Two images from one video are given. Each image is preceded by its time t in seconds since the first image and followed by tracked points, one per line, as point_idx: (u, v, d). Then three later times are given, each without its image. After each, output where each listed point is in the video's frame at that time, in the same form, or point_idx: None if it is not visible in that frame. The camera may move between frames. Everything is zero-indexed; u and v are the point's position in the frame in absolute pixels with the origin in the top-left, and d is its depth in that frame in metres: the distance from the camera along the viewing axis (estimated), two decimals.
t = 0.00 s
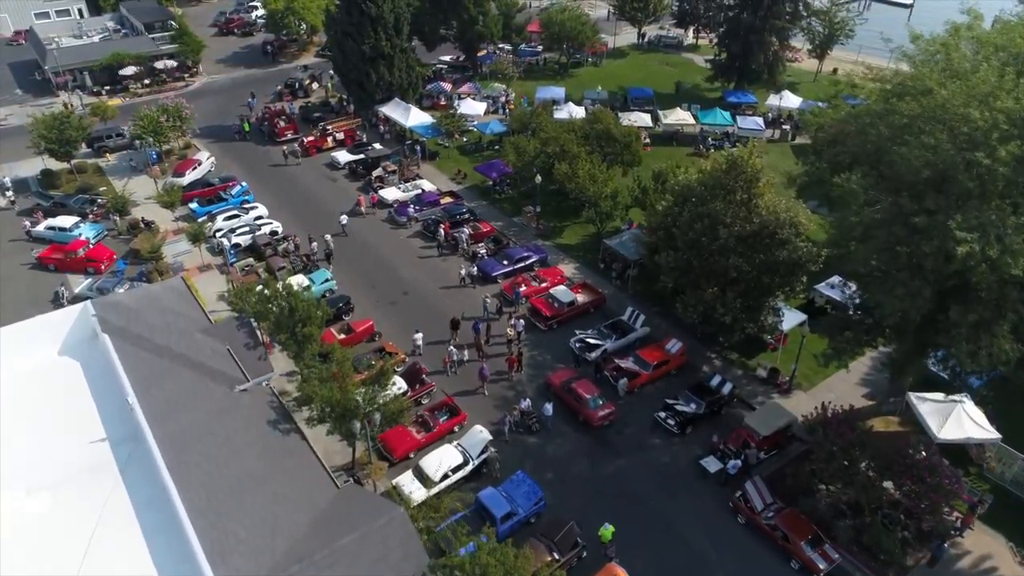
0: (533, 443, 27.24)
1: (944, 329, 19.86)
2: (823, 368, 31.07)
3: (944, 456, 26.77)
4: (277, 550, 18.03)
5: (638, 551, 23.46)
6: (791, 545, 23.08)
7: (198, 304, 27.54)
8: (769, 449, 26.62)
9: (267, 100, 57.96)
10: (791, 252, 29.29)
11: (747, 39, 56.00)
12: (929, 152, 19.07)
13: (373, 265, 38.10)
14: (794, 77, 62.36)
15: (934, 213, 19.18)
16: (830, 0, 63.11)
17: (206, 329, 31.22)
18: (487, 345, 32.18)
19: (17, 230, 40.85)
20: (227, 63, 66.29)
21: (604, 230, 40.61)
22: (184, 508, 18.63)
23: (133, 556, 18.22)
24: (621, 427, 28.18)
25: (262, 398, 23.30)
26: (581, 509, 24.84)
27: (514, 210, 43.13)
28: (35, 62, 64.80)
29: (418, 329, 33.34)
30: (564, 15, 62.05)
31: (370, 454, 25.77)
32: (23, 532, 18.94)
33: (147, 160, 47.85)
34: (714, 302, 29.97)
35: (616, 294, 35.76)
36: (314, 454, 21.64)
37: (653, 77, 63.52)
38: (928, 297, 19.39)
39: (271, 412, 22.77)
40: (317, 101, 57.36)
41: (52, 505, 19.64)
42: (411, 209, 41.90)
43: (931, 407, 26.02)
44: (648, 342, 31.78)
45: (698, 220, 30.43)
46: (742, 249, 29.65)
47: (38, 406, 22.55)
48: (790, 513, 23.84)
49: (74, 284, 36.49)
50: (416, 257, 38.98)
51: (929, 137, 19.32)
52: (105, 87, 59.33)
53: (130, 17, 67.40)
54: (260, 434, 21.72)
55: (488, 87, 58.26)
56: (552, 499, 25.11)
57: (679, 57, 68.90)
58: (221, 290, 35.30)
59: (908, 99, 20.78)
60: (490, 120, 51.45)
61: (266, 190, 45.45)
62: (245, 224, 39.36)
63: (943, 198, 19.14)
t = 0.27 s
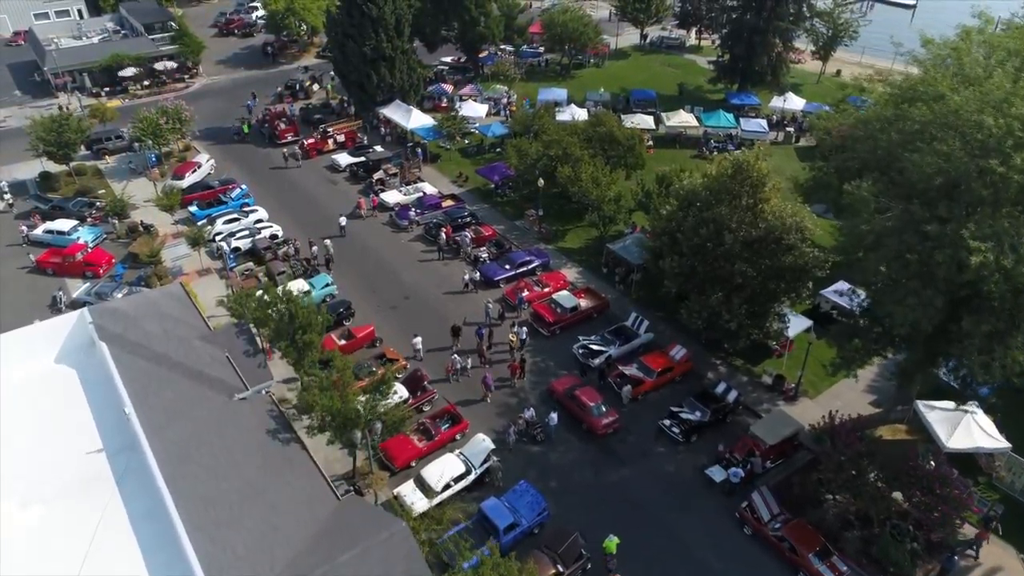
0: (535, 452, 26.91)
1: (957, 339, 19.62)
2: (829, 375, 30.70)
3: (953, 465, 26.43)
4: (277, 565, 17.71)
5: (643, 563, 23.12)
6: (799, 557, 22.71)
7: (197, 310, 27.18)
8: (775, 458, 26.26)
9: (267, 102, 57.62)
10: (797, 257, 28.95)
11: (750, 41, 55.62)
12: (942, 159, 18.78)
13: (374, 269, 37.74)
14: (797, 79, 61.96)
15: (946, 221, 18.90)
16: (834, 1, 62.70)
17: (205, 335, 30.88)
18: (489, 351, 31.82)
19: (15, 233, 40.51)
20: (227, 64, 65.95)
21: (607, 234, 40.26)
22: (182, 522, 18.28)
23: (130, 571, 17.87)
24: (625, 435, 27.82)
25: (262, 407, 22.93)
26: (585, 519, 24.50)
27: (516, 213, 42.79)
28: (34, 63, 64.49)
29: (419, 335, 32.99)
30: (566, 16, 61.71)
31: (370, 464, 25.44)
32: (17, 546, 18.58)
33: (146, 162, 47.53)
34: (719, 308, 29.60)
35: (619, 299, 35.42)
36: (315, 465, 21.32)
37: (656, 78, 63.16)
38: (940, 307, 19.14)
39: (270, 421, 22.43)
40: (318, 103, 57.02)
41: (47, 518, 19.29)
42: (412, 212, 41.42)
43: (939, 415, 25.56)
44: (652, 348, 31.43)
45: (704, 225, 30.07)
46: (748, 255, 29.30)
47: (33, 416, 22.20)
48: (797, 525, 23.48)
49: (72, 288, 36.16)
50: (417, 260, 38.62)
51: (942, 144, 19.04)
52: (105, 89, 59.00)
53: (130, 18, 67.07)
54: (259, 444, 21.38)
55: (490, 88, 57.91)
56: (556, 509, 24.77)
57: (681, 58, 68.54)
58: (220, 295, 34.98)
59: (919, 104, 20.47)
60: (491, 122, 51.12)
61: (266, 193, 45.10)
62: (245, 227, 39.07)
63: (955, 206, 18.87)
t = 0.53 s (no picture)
0: (538, 461, 26.54)
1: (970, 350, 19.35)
2: (836, 382, 30.34)
3: (961, 475, 26.06)
4: None
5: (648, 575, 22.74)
6: (807, 569, 22.37)
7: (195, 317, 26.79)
8: (782, 468, 25.89)
9: (267, 104, 57.27)
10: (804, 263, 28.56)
11: (753, 42, 55.22)
12: (955, 167, 18.43)
13: (375, 273, 37.35)
14: (800, 80, 61.55)
15: (959, 230, 18.61)
16: (837, 3, 62.28)
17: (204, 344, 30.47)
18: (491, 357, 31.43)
19: (12, 236, 40.13)
20: (227, 65, 65.59)
21: (610, 238, 39.88)
22: (179, 537, 17.91)
23: None
24: (629, 444, 27.45)
25: (261, 416, 22.56)
26: (589, 530, 24.11)
27: (518, 217, 42.42)
28: (33, 64, 64.14)
29: (421, 341, 32.61)
30: (568, 17, 61.35)
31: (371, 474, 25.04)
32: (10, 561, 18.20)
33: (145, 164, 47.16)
34: (725, 314, 29.19)
35: (623, 304, 35.05)
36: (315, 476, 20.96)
37: (658, 80, 62.80)
38: (953, 318, 18.83)
39: (270, 431, 22.06)
40: (318, 105, 56.65)
41: (42, 532, 18.91)
42: (413, 216, 41.08)
43: (948, 425, 25.24)
44: (656, 355, 31.05)
45: (709, 230, 29.66)
46: (754, 260, 28.90)
47: (29, 426, 21.82)
48: (805, 537, 23.15)
49: (70, 293, 35.79)
50: (418, 265, 38.22)
51: (955, 151, 18.68)
52: (104, 90, 58.60)
53: (129, 19, 66.70)
54: (258, 456, 21.01)
55: (491, 90, 57.53)
56: (559, 520, 24.40)
57: (683, 59, 68.11)
58: (219, 301, 34.63)
59: (931, 110, 20.10)
60: (493, 124, 50.75)
61: (265, 196, 44.72)
62: (244, 231, 38.62)
63: (968, 215, 18.54)
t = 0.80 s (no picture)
0: (542, 471, 26.15)
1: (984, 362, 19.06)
2: (842, 390, 29.96)
3: (971, 485, 25.67)
4: None
5: None
6: None
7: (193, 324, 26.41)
8: (788, 479, 25.50)
9: (266, 105, 56.89)
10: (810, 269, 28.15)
11: (757, 44, 54.80)
12: (968, 175, 18.19)
13: (375, 278, 36.96)
14: (803, 82, 61.14)
15: (973, 240, 18.34)
16: (840, 4, 61.85)
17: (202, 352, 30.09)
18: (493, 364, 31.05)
19: (9, 241, 39.74)
20: (227, 66, 65.19)
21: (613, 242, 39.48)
22: (175, 553, 17.53)
23: None
24: (634, 453, 27.06)
25: (260, 427, 22.19)
26: (593, 542, 23.72)
27: (520, 221, 42.03)
28: (32, 65, 63.75)
29: (421, 347, 32.20)
30: (569, 19, 61.00)
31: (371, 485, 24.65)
32: None
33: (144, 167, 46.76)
34: (730, 321, 28.80)
35: (626, 310, 34.66)
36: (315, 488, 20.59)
37: (660, 81, 62.39)
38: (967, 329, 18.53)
39: (269, 441, 21.69)
40: (318, 107, 56.25)
41: (36, 547, 18.52)
42: (414, 220, 40.70)
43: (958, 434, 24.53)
44: (660, 362, 30.66)
45: (714, 236, 29.26)
46: (759, 267, 28.50)
47: (23, 437, 21.44)
48: (813, 549, 22.64)
49: (67, 298, 35.40)
50: (419, 270, 37.83)
51: (969, 159, 18.45)
52: (103, 92, 58.18)
53: (128, 20, 66.30)
54: (256, 468, 20.64)
55: (492, 92, 57.14)
56: (563, 532, 24.01)
57: (686, 60, 67.69)
58: (218, 306, 34.28)
59: (945, 116, 19.89)
60: (494, 126, 50.36)
61: (265, 199, 44.30)
62: (243, 235, 38.21)
63: (982, 224, 18.29)
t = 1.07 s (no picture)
0: (545, 481, 25.74)
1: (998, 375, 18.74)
2: (850, 398, 29.53)
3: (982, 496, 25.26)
4: None
5: None
6: None
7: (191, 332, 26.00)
8: (796, 490, 25.09)
9: (266, 108, 56.46)
10: (817, 276, 27.71)
11: (760, 45, 54.35)
12: (984, 184, 18.06)
13: (375, 283, 36.55)
14: (806, 84, 60.76)
15: (988, 250, 18.06)
16: (843, 5, 61.46)
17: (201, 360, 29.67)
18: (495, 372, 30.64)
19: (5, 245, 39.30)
20: (226, 68, 64.74)
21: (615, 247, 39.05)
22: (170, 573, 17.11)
23: None
24: (638, 463, 26.64)
25: (258, 439, 21.76)
26: (598, 555, 23.30)
27: (521, 225, 41.60)
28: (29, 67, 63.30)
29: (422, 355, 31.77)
30: (571, 20, 60.67)
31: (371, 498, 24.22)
32: None
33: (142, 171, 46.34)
34: (736, 329, 28.35)
35: (630, 316, 34.23)
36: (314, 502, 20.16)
37: (662, 83, 61.97)
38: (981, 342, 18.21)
39: (267, 453, 21.26)
40: (317, 109, 55.83)
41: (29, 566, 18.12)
42: (414, 224, 40.27)
43: (968, 444, 24.03)
44: (665, 370, 30.24)
45: (719, 242, 28.80)
46: (766, 274, 28.06)
47: (18, 451, 21.04)
48: (822, 564, 22.22)
49: (63, 304, 34.97)
50: (420, 275, 37.41)
51: (984, 168, 18.31)
52: (101, 94, 57.75)
53: (127, 21, 65.85)
54: (254, 481, 20.22)
55: (493, 94, 56.74)
56: (566, 544, 23.59)
57: (688, 62, 67.29)
58: (216, 312, 33.86)
59: (960, 124, 19.80)
60: (496, 129, 49.95)
61: (264, 203, 43.86)
62: (242, 240, 37.86)
63: (997, 233, 18.09)
